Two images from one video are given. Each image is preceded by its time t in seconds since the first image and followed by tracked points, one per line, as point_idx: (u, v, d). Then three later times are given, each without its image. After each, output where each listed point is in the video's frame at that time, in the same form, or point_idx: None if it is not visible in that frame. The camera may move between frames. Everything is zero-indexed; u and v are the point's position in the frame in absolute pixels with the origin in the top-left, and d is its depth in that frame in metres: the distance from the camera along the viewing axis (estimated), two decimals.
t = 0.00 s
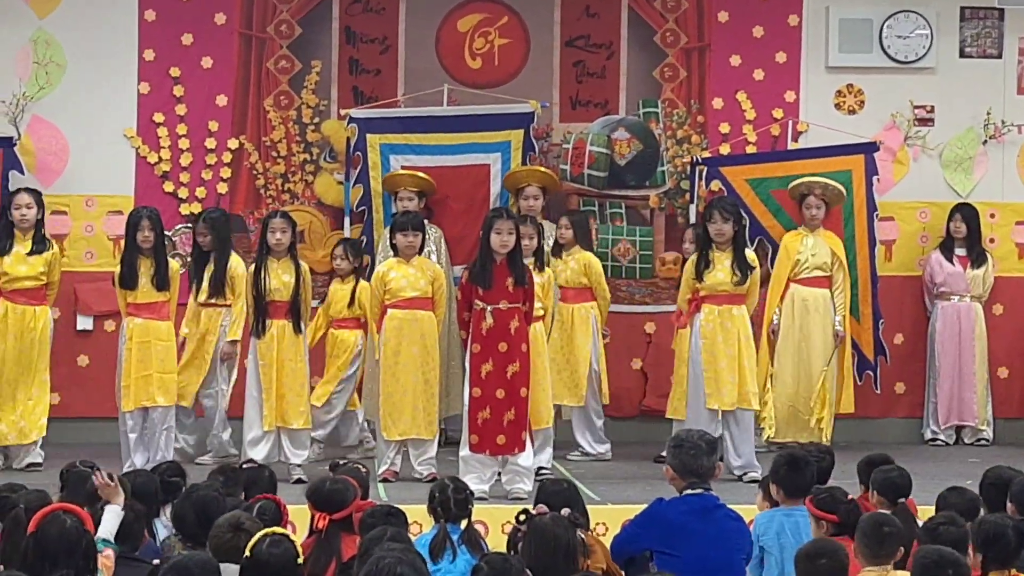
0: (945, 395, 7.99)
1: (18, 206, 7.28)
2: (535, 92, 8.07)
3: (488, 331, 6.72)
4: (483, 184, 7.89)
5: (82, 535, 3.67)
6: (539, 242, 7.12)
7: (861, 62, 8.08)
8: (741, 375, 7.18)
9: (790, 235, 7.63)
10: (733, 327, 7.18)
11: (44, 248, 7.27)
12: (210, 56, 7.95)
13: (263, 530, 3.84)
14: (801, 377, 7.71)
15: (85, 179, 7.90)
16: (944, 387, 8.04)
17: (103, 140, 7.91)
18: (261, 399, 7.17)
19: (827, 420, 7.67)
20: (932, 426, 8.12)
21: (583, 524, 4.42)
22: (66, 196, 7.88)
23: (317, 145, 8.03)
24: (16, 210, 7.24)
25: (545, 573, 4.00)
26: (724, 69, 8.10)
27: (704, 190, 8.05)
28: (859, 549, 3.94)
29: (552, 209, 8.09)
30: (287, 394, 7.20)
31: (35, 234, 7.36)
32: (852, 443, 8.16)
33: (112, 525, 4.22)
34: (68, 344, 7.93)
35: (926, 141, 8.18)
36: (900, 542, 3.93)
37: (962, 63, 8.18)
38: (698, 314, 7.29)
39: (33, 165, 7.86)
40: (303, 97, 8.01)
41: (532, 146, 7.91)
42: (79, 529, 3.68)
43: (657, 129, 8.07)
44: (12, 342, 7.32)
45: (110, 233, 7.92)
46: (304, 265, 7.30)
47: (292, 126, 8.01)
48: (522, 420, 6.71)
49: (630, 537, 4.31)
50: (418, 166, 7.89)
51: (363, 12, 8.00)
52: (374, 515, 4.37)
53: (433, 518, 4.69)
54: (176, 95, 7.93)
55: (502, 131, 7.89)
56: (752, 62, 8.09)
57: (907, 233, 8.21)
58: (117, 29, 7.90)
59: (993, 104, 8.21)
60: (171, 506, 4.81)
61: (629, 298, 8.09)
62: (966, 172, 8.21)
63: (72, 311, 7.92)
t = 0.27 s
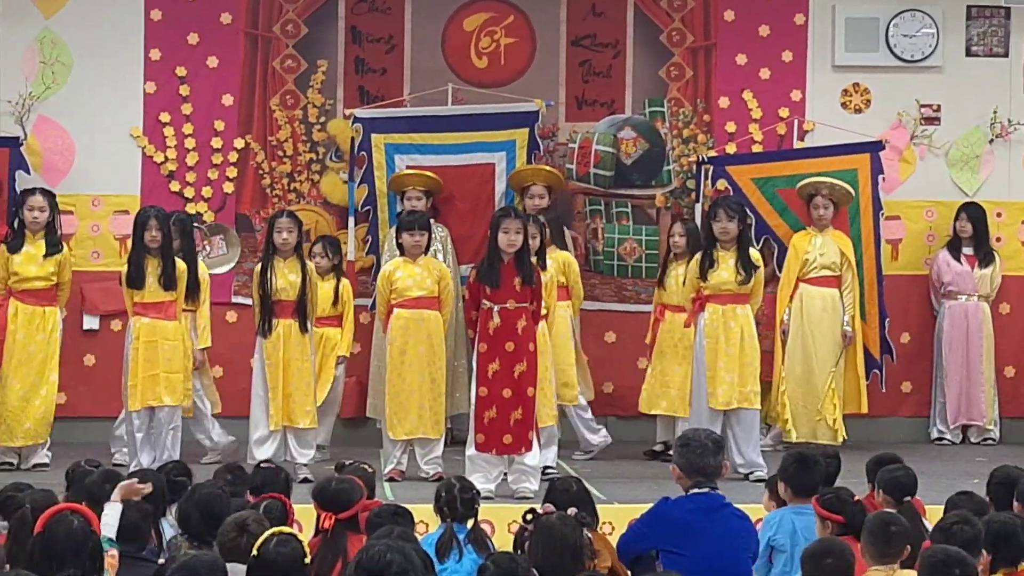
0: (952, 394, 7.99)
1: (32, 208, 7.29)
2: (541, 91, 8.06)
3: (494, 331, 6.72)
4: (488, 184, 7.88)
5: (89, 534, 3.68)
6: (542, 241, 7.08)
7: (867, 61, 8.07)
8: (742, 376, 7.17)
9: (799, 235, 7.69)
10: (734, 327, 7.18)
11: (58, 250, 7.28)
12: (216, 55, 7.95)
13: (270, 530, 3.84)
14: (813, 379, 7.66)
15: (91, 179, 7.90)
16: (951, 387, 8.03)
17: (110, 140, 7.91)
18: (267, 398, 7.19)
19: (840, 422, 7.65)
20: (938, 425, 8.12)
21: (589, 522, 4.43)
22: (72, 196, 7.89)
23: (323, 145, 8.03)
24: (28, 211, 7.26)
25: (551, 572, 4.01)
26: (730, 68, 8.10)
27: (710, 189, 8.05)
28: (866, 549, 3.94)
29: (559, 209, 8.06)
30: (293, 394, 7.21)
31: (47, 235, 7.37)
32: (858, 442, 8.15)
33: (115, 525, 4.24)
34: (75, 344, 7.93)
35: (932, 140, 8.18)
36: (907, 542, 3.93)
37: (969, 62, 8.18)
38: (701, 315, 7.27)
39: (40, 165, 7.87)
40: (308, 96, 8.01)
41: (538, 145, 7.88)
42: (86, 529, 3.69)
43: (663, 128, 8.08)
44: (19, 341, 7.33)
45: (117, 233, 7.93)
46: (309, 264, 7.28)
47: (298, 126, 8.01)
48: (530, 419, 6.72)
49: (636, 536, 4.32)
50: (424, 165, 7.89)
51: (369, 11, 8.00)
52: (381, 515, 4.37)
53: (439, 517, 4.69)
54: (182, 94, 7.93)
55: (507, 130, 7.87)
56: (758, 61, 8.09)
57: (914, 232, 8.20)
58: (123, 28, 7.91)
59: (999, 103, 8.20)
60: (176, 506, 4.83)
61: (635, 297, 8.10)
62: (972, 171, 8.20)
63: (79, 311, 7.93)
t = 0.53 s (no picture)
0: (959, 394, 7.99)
1: (36, 209, 7.29)
2: (548, 90, 8.06)
3: (504, 330, 6.72)
4: (494, 183, 7.87)
5: (97, 533, 3.69)
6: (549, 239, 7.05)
7: (874, 60, 8.07)
8: (748, 376, 7.18)
9: (807, 235, 7.67)
10: (741, 327, 7.18)
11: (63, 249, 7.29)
12: (223, 55, 7.96)
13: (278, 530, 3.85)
14: (820, 378, 7.66)
15: (98, 179, 7.90)
16: (959, 386, 8.03)
17: (117, 140, 7.92)
18: (275, 398, 7.19)
19: (844, 420, 7.68)
20: (946, 425, 8.12)
21: (598, 522, 4.45)
22: (79, 196, 7.89)
23: (330, 145, 8.03)
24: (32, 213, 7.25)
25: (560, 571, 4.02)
26: (737, 68, 8.09)
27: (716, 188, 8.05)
28: (875, 548, 3.96)
29: (566, 209, 8.07)
30: (300, 393, 7.22)
31: (52, 237, 7.37)
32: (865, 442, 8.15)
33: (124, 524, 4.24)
34: (82, 344, 7.94)
35: (939, 139, 8.17)
36: (916, 540, 3.95)
37: (976, 61, 8.17)
38: (709, 314, 7.27)
39: (47, 165, 7.87)
40: (315, 96, 8.01)
41: (544, 144, 7.89)
42: (93, 529, 3.70)
43: (670, 127, 8.07)
44: (27, 342, 7.33)
45: (124, 233, 7.93)
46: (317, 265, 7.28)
47: (305, 126, 8.01)
48: (539, 419, 6.71)
49: (641, 537, 4.32)
50: (431, 165, 7.87)
51: (376, 11, 8.00)
52: (388, 514, 4.36)
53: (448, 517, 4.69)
54: (189, 94, 7.94)
55: (513, 129, 7.88)
56: (765, 60, 8.09)
57: (921, 232, 8.20)
58: (130, 29, 7.91)
59: (1006, 102, 8.20)
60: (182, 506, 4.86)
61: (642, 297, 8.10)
62: (979, 170, 8.20)
63: (86, 311, 7.93)
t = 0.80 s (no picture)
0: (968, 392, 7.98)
1: (42, 208, 7.30)
2: (556, 89, 8.05)
3: (517, 330, 6.73)
4: (503, 183, 7.86)
5: (105, 532, 3.74)
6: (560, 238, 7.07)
7: (883, 59, 8.07)
8: (758, 376, 7.19)
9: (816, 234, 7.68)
10: (751, 326, 7.18)
11: (69, 248, 7.30)
12: (232, 55, 7.96)
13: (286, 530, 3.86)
14: (826, 376, 7.65)
15: (107, 179, 7.91)
16: (968, 385, 8.03)
17: (125, 140, 7.92)
18: (283, 398, 7.19)
19: (847, 418, 7.65)
20: (955, 424, 8.11)
21: (608, 521, 4.45)
22: (88, 195, 7.89)
23: (338, 144, 8.03)
24: (38, 211, 7.26)
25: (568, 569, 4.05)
26: (746, 66, 8.09)
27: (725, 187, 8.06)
28: (883, 547, 3.97)
29: (574, 209, 8.06)
30: (309, 392, 7.22)
31: (59, 235, 7.39)
32: (875, 441, 8.15)
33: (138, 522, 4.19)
34: (91, 343, 7.94)
35: (948, 137, 8.16)
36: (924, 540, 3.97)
37: (985, 60, 8.17)
38: (718, 313, 7.26)
39: (56, 165, 7.88)
40: (324, 95, 8.01)
41: (552, 143, 7.88)
42: (101, 527, 3.74)
43: (679, 126, 8.08)
44: (36, 341, 7.33)
45: (133, 232, 7.93)
46: (327, 264, 7.28)
47: (314, 125, 8.02)
48: (551, 418, 6.72)
49: (650, 535, 4.33)
50: (439, 164, 7.87)
51: (385, 10, 8.00)
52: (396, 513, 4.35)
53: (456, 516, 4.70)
54: (198, 93, 7.94)
55: (522, 129, 7.87)
56: (774, 59, 8.08)
57: (930, 230, 8.19)
58: (138, 29, 7.91)
59: (1015, 100, 8.19)
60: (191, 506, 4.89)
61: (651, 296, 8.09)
62: (988, 169, 8.20)
63: (95, 310, 7.94)
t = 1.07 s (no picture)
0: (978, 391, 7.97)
1: (51, 207, 7.31)
2: (565, 88, 8.05)
3: (528, 328, 6.72)
4: (512, 181, 7.87)
5: (115, 531, 3.76)
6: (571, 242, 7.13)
7: (892, 57, 8.06)
8: (770, 373, 7.19)
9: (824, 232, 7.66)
10: (763, 324, 7.18)
11: (78, 247, 7.31)
12: (241, 54, 7.96)
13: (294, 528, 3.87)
14: (834, 374, 7.64)
15: (116, 178, 7.91)
16: (977, 383, 8.02)
17: (134, 139, 7.93)
18: (293, 397, 7.20)
19: (854, 418, 7.62)
20: (964, 422, 8.10)
21: (615, 521, 4.40)
22: (96, 195, 7.90)
23: (347, 143, 8.04)
24: (47, 210, 7.27)
25: (576, 569, 4.03)
26: (755, 65, 8.09)
27: (734, 186, 8.06)
28: (893, 546, 3.98)
29: (583, 207, 8.07)
30: (318, 391, 7.23)
31: (68, 235, 7.40)
32: (885, 439, 8.14)
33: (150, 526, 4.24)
34: (100, 342, 7.95)
35: (957, 136, 8.16)
36: (933, 538, 3.98)
37: (994, 58, 8.16)
38: (731, 311, 7.28)
39: (65, 164, 7.89)
40: (333, 94, 8.01)
41: (561, 143, 7.87)
42: (111, 527, 3.76)
43: (687, 125, 8.07)
44: (46, 340, 7.34)
45: (142, 231, 7.94)
46: (335, 262, 7.28)
47: (322, 124, 8.02)
48: (562, 418, 6.72)
49: (659, 535, 4.32)
50: (447, 163, 7.88)
51: (393, 9, 8.00)
52: (404, 514, 4.38)
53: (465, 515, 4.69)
54: (207, 92, 7.94)
55: (531, 127, 7.87)
56: (782, 57, 8.08)
57: (939, 229, 8.19)
58: (147, 28, 7.92)
59: None
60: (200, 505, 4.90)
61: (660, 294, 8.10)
62: (997, 167, 8.19)
63: (104, 309, 7.94)
